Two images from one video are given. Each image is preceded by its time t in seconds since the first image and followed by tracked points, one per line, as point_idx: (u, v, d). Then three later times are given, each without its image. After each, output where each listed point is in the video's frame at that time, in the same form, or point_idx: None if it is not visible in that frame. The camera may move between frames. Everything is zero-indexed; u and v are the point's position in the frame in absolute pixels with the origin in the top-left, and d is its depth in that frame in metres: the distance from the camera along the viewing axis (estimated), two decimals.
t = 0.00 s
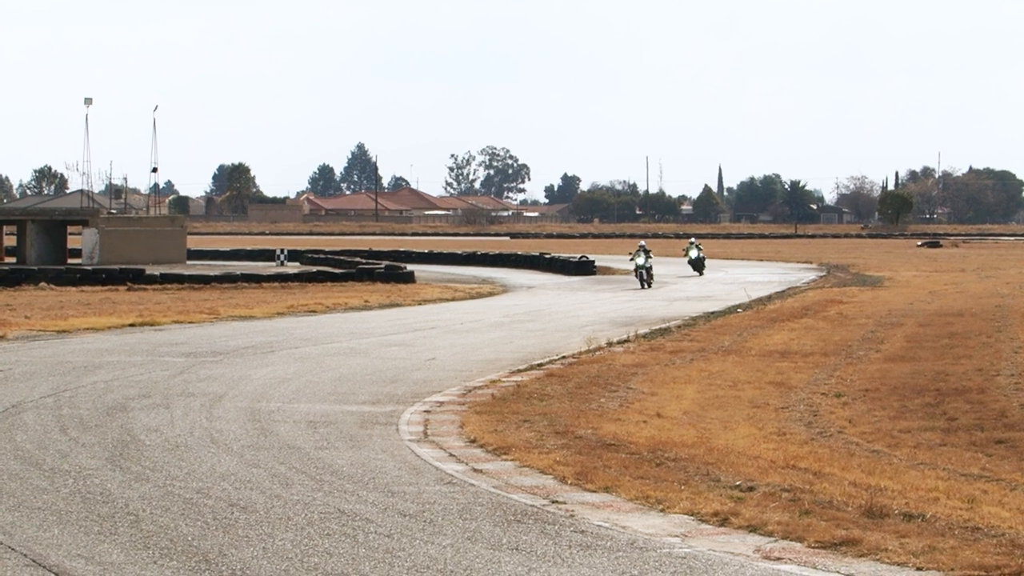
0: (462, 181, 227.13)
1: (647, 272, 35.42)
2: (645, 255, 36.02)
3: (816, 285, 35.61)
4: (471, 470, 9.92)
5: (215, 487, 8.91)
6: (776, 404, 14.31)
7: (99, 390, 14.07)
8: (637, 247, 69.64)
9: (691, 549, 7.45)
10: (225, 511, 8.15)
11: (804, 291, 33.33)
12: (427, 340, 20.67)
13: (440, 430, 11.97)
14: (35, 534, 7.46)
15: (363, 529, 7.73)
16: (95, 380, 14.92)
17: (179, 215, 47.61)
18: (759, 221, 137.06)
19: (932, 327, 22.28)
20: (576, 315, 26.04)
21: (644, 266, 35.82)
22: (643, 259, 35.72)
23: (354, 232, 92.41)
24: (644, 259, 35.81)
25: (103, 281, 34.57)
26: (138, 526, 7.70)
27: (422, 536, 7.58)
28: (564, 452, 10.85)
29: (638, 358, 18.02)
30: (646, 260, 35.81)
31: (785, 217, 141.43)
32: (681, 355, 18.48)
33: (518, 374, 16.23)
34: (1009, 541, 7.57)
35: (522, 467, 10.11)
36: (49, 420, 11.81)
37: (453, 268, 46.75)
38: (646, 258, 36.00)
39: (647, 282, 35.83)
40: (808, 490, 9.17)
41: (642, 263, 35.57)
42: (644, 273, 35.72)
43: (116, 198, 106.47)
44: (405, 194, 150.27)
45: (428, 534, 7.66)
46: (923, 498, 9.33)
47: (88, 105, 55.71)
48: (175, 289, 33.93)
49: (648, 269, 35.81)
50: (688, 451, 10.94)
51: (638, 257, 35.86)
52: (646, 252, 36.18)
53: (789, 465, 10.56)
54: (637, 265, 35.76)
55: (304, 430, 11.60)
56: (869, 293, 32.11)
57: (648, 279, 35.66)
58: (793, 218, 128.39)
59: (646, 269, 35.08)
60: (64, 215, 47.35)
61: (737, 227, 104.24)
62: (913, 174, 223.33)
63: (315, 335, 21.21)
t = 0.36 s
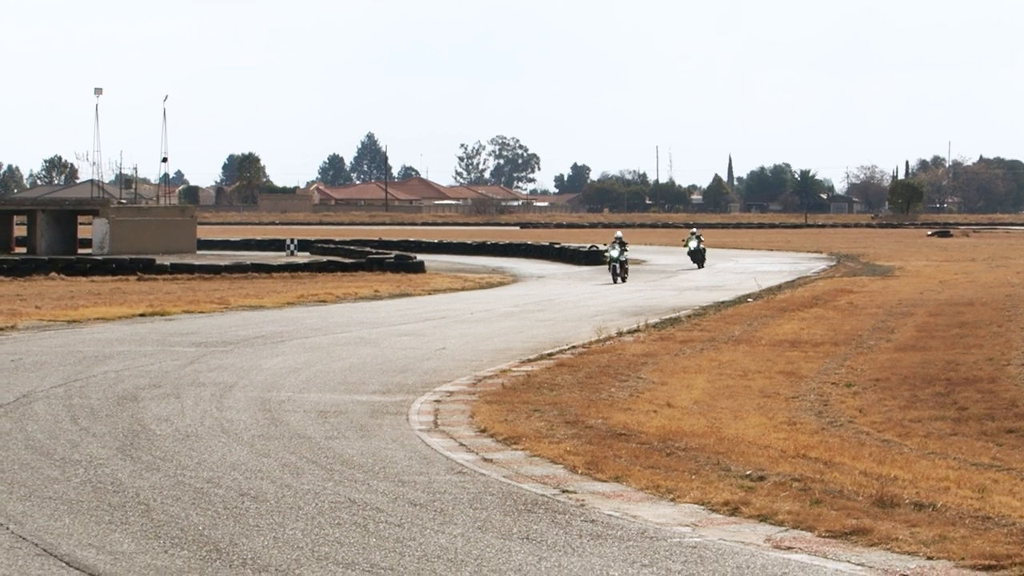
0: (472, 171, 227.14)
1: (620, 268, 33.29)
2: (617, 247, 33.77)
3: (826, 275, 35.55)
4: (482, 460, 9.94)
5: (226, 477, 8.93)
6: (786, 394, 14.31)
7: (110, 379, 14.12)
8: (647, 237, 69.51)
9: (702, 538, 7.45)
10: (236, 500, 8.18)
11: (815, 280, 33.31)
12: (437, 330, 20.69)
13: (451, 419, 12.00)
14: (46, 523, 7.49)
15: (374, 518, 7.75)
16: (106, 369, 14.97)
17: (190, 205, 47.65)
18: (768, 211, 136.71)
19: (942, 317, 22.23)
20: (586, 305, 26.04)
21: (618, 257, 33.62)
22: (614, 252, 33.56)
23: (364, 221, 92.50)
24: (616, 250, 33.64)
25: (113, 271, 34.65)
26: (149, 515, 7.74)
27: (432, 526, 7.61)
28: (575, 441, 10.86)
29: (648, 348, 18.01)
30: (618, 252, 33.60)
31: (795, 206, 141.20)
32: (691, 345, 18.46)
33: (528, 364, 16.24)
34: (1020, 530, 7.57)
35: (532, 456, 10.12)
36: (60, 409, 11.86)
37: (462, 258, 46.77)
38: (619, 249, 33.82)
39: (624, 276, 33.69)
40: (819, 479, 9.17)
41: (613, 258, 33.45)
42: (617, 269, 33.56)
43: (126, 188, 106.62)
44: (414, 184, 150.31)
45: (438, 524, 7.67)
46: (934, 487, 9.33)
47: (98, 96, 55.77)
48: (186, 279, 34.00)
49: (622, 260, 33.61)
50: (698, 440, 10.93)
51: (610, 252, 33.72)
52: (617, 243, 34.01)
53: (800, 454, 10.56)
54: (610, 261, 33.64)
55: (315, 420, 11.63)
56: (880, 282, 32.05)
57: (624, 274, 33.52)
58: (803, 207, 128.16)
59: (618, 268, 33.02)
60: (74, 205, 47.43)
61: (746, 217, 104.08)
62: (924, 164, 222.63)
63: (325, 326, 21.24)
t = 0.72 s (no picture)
0: (486, 157, 227.17)
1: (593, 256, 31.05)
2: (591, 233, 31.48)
3: (840, 261, 35.48)
4: (497, 445, 9.96)
5: (240, 463, 8.96)
6: (801, 380, 14.30)
7: (125, 365, 14.18)
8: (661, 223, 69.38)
9: (716, 524, 7.45)
10: (251, 486, 8.21)
11: (829, 266, 33.26)
12: (452, 316, 20.72)
13: (465, 405, 12.02)
14: (61, 509, 7.53)
15: (388, 504, 7.77)
16: (120, 355, 15.03)
17: (203, 191, 47.67)
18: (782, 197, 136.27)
19: (956, 302, 22.14)
20: (600, 290, 26.04)
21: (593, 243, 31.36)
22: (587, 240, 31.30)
23: (377, 207, 92.59)
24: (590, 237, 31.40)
25: (127, 257, 34.73)
26: (164, 501, 7.77)
27: (446, 512, 7.63)
28: (589, 427, 10.86)
29: (663, 334, 18.01)
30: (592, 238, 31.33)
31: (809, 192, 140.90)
32: (705, 331, 18.43)
33: (543, 350, 16.25)
34: None
35: (546, 442, 10.14)
36: (75, 395, 11.92)
37: (476, 243, 46.80)
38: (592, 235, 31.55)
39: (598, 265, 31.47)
40: (833, 465, 9.16)
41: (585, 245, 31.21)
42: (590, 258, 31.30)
43: (140, 174, 106.79)
44: (428, 170, 150.30)
45: (452, 510, 7.68)
46: (948, 473, 9.31)
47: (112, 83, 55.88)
48: (200, 264, 34.07)
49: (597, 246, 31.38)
50: (713, 426, 10.93)
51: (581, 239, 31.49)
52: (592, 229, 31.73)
53: (814, 440, 10.55)
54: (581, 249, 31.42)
55: (330, 406, 11.67)
56: (894, 268, 31.99)
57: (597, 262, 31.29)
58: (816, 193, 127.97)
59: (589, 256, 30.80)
60: (88, 191, 47.53)
61: (760, 203, 103.98)
62: (937, 150, 221.97)
63: (338, 312, 21.28)
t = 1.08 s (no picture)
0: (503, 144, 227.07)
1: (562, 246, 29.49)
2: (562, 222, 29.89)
3: (858, 247, 35.37)
4: (514, 432, 9.97)
5: (258, 450, 8.99)
6: (819, 366, 14.28)
7: (143, 352, 14.23)
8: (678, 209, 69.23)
9: (734, 511, 7.45)
10: (269, 473, 8.24)
11: (847, 253, 33.15)
12: (469, 302, 20.74)
13: (483, 392, 12.04)
14: (80, 495, 7.57)
15: (406, 491, 7.80)
16: (138, 342, 15.09)
17: (222, 178, 47.74)
18: (800, 184, 135.77)
19: (974, 289, 22.05)
20: (618, 277, 26.02)
21: (563, 234, 29.80)
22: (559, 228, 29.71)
23: (394, 194, 92.73)
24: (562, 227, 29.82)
25: (145, 244, 34.84)
26: (182, 488, 7.81)
27: (464, 498, 7.65)
28: (607, 414, 10.87)
29: (680, 320, 18.00)
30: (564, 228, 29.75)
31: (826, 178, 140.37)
32: (723, 318, 18.39)
33: (560, 336, 16.25)
34: None
35: (564, 429, 10.15)
36: (93, 382, 11.98)
37: (493, 230, 46.81)
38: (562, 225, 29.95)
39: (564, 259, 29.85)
40: (851, 452, 9.15)
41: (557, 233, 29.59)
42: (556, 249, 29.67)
43: (159, 161, 107.06)
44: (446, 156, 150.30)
45: (470, 496, 7.70)
46: (966, 460, 9.29)
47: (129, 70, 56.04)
48: (218, 251, 34.16)
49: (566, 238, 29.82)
50: (730, 413, 10.93)
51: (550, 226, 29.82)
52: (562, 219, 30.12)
53: (832, 427, 10.53)
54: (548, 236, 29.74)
55: (347, 392, 11.71)
56: (912, 255, 31.87)
57: (564, 256, 29.72)
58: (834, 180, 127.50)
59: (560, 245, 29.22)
60: (106, 177, 47.69)
61: (779, 189, 103.73)
62: (956, 136, 220.93)
63: (356, 298, 21.31)
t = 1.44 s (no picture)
0: (532, 134, 226.90)
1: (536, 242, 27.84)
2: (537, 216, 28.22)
3: (888, 238, 35.20)
4: (544, 422, 9.99)
5: (288, 439, 9.05)
6: (848, 356, 14.23)
7: (173, 342, 14.32)
8: (707, 199, 69.07)
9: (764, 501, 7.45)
10: (299, 463, 8.29)
11: (877, 243, 32.99)
12: (498, 293, 20.76)
13: (512, 382, 12.06)
14: (110, 486, 7.64)
15: (436, 481, 7.83)
16: (168, 333, 15.18)
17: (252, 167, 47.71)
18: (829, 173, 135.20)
19: (1005, 279, 21.93)
20: (647, 267, 25.99)
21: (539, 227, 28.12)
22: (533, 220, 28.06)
23: (423, 184, 92.80)
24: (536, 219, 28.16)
25: (175, 235, 35.00)
26: (212, 478, 7.86)
27: (494, 489, 7.67)
28: (636, 404, 10.88)
29: (710, 310, 17.97)
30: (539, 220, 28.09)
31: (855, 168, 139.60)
32: (753, 308, 18.35)
33: (589, 326, 16.25)
34: None
35: (594, 419, 10.16)
36: (123, 373, 12.07)
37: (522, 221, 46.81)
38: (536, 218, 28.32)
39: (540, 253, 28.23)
40: (881, 442, 9.13)
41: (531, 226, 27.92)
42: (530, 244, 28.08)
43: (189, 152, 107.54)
44: (474, 147, 150.26)
45: (500, 486, 7.73)
46: (997, 450, 9.26)
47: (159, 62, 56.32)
48: (247, 242, 34.29)
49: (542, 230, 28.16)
50: (760, 403, 10.91)
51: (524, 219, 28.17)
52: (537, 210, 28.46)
53: (862, 417, 10.50)
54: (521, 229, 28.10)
55: (377, 382, 11.76)
56: (942, 245, 31.70)
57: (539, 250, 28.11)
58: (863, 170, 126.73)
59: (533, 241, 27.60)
60: (136, 168, 47.94)
61: (808, 179, 103.26)
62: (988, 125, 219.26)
63: (385, 289, 21.36)
